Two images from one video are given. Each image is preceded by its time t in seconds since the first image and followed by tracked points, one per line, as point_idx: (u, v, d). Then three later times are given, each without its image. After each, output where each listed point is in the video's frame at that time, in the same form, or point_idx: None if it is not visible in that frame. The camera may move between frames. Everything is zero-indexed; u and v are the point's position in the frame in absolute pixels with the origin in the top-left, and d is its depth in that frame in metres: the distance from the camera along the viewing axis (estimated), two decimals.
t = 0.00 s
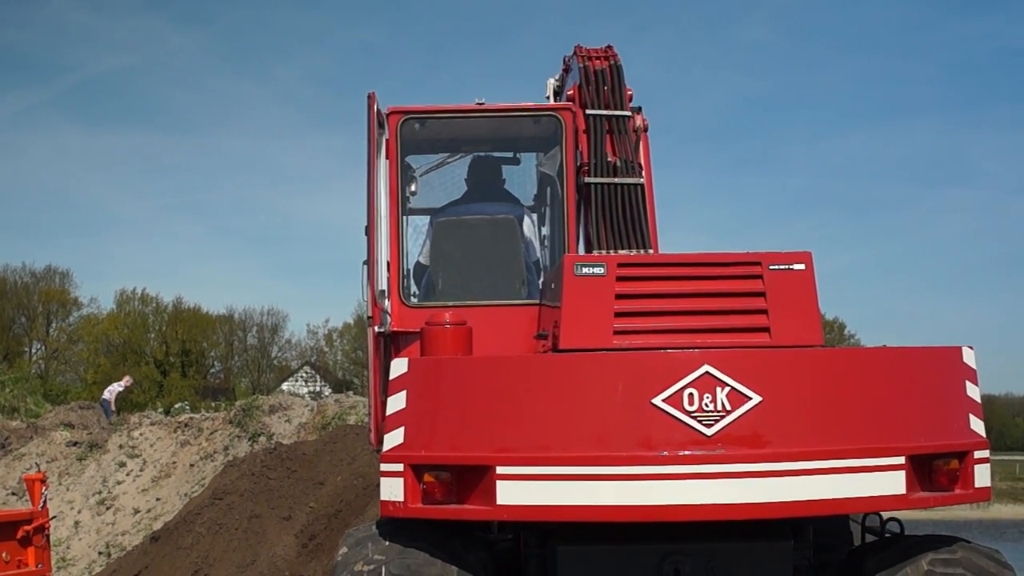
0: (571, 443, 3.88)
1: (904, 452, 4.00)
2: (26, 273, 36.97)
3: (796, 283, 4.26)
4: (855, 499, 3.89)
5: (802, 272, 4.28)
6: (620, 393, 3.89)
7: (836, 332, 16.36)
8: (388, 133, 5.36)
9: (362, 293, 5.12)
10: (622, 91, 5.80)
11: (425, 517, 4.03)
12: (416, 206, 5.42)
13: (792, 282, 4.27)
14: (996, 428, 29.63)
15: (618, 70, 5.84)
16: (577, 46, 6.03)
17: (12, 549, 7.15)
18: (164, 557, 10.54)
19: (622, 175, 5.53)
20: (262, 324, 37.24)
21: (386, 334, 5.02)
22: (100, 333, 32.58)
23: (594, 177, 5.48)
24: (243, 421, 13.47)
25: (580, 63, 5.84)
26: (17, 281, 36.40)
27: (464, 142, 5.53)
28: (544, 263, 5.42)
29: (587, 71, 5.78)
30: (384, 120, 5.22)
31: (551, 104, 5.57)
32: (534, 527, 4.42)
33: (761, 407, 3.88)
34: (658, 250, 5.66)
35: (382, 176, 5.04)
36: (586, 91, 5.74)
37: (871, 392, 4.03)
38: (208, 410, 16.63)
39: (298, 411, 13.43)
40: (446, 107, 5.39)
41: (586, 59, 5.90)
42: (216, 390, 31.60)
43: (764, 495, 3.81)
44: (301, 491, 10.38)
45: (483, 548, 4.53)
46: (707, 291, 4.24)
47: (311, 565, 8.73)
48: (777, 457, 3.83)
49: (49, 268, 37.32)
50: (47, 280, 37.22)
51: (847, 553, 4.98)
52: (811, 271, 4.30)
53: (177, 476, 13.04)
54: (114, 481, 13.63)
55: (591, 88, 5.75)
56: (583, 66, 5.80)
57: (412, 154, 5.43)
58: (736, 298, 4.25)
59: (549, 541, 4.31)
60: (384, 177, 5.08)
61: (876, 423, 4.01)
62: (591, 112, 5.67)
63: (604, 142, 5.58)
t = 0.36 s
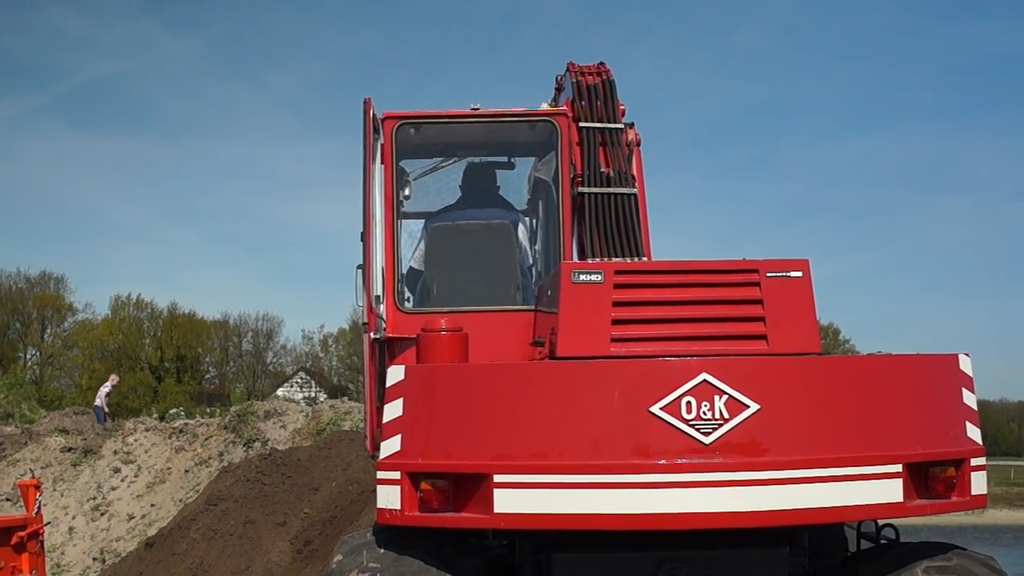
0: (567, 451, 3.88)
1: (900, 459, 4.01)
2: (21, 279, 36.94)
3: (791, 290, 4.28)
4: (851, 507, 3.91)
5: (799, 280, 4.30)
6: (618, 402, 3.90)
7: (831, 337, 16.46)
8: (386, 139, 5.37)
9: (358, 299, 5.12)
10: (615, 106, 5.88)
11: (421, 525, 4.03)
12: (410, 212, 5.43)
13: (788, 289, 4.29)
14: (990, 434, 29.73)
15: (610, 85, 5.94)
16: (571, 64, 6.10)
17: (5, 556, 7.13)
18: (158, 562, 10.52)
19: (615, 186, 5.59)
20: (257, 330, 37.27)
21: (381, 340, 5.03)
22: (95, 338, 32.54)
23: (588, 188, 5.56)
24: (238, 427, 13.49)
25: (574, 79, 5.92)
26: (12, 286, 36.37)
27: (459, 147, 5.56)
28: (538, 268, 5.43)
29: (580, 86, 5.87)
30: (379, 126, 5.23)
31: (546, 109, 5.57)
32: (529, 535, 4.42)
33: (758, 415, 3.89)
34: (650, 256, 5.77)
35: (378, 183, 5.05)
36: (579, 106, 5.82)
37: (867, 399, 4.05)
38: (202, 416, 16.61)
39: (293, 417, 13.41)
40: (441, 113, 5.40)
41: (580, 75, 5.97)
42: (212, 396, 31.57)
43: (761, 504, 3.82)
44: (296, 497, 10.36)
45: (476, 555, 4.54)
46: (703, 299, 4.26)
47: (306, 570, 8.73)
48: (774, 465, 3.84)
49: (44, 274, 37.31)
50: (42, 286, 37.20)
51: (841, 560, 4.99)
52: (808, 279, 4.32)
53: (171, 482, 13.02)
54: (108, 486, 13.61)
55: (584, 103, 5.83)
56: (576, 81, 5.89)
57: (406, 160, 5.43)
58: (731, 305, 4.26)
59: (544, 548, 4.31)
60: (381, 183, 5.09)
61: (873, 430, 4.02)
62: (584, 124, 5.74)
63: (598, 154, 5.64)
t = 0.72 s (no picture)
0: (561, 451, 3.91)
1: (892, 460, 4.04)
2: (15, 279, 36.86)
3: (784, 290, 4.31)
4: (844, 509, 3.93)
5: (793, 281, 4.32)
6: (612, 402, 3.92)
7: (825, 339, 16.47)
8: (381, 140, 5.39)
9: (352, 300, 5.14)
10: (609, 117, 5.77)
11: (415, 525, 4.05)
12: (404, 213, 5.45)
13: (782, 291, 4.31)
14: (984, 436, 29.78)
15: (603, 96, 5.83)
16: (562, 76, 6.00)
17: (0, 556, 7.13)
18: (152, 562, 10.53)
19: (609, 192, 5.50)
20: (251, 330, 37.26)
21: (375, 341, 5.05)
22: (89, 339, 32.49)
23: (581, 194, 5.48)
24: (232, 427, 13.50)
25: (567, 90, 5.81)
26: (6, 287, 36.31)
27: (453, 147, 5.57)
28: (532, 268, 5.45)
29: (573, 97, 5.76)
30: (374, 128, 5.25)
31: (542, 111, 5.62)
32: (523, 535, 4.45)
33: (751, 416, 3.92)
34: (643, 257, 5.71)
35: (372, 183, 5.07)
36: (573, 116, 5.68)
37: (859, 400, 4.08)
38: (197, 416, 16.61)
39: (288, 417, 13.40)
40: (436, 113, 5.43)
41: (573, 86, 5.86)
42: (206, 396, 31.55)
43: (754, 504, 3.84)
44: (291, 497, 10.36)
45: (470, 556, 4.56)
46: (697, 300, 4.29)
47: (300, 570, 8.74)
48: (766, 466, 3.87)
49: (38, 274, 37.26)
50: (36, 286, 37.15)
51: (833, 560, 5.03)
52: (801, 281, 4.34)
53: (166, 482, 13.01)
54: (103, 486, 13.60)
55: (578, 114, 5.70)
56: (570, 92, 5.78)
57: (401, 161, 5.45)
58: (724, 306, 4.30)
59: (538, 548, 4.33)
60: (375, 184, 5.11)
61: (865, 431, 4.05)
62: (577, 133, 5.62)
63: (591, 162, 5.56)
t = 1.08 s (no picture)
0: (561, 451, 3.90)
1: (892, 461, 4.04)
2: (14, 279, 36.86)
3: (784, 291, 4.30)
4: (843, 510, 3.92)
5: (792, 282, 4.32)
6: (611, 403, 3.92)
7: (823, 339, 16.45)
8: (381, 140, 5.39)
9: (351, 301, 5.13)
10: (608, 121, 5.77)
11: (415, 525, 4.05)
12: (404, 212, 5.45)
13: (782, 291, 4.31)
14: (983, 436, 29.75)
15: (603, 101, 5.82)
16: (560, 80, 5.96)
17: None
18: (151, 562, 10.52)
19: (609, 195, 5.51)
20: (250, 330, 37.26)
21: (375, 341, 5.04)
22: (88, 339, 32.49)
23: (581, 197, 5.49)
24: (231, 427, 13.50)
25: (567, 95, 5.78)
26: (5, 287, 36.30)
27: (453, 147, 5.56)
28: (531, 268, 5.45)
29: (573, 102, 5.74)
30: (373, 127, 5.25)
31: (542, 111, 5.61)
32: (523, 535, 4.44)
33: (750, 417, 3.91)
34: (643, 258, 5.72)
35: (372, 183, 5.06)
36: (573, 121, 5.68)
37: (858, 401, 4.07)
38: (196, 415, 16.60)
39: (287, 417, 13.39)
40: (436, 113, 5.42)
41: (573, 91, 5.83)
42: (205, 396, 31.55)
43: (754, 505, 3.84)
44: (289, 497, 10.35)
45: (471, 557, 4.55)
46: (696, 300, 4.28)
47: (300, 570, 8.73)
48: (766, 467, 3.87)
49: (37, 274, 37.25)
50: (35, 286, 37.14)
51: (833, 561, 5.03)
52: (801, 281, 4.33)
53: (165, 482, 13.01)
54: (102, 486, 13.59)
55: (578, 119, 5.69)
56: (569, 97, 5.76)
57: (401, 160, 5.45)
58: (723, 306, 4.29)
59: (537, 549, 4.33)
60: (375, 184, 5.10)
61: (865, 433, 4.05)
62: (577, 137, 5.62)
63: (591, 165, 5.56)
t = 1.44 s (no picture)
0: (562, 453, 3.89)
1: (894, 463, 4.03)
2: (15, 279, 36.86)
3: (785, 292, 4.30)
4: (845, 511, 3.91)
5: (794, 283, 4.31)
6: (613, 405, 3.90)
7: (824, 339, 16.44)
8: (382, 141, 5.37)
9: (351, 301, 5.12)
10: (609, 125, 5.79)
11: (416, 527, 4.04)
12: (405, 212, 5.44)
13: (783, 293, 4.30)
14: (984, 437, 29.72)
15: (604, 104, 5.84)
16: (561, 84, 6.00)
17: None
18: (153, 563, 10.51)
19: (609, 198, 5.52)
20: (251, 331, 37.27)
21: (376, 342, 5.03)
22: (88, 340, 32.49)
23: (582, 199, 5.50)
24: (232, 428, 13.49)
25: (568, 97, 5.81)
26: (6, 287, 36.30)
27: (454, 147, 5.55)
28: (533, 269, 5.44)
29: (574, 104, 5.76)
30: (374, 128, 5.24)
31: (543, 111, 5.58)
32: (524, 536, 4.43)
33: (752, 418, 3.90)
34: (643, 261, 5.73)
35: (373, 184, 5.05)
36: (574, 123, 5.69)
37: (861, 403, 4.06)
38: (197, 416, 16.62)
39: (288, 418, 13.39)
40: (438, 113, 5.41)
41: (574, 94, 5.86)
42: (206, 397, 31.55)
43: (755, 507, 3.83)
44: (290, 498, 10.33)
45: (473, 558, 4.55)
46: (697, 302, 4.27)
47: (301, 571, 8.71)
48: (767, 469, 3.86)
49: (38, 275, 37.26)
50: (36, 286, 37.15)
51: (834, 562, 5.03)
52: (802, 283, 4.33)
53: (166, 483, 13.00)
54: (103, 487, 13.59)
55: (579, 121, 5.71)
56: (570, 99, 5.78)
57: (402, 160, 5.44)
58: (725, 308, 4.28)
59: (538, 549, 4.32)
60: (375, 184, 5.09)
61: (867, 435, 4.03)
62: (577, 139, 5.64)
63: (592, 167, 5.56)
